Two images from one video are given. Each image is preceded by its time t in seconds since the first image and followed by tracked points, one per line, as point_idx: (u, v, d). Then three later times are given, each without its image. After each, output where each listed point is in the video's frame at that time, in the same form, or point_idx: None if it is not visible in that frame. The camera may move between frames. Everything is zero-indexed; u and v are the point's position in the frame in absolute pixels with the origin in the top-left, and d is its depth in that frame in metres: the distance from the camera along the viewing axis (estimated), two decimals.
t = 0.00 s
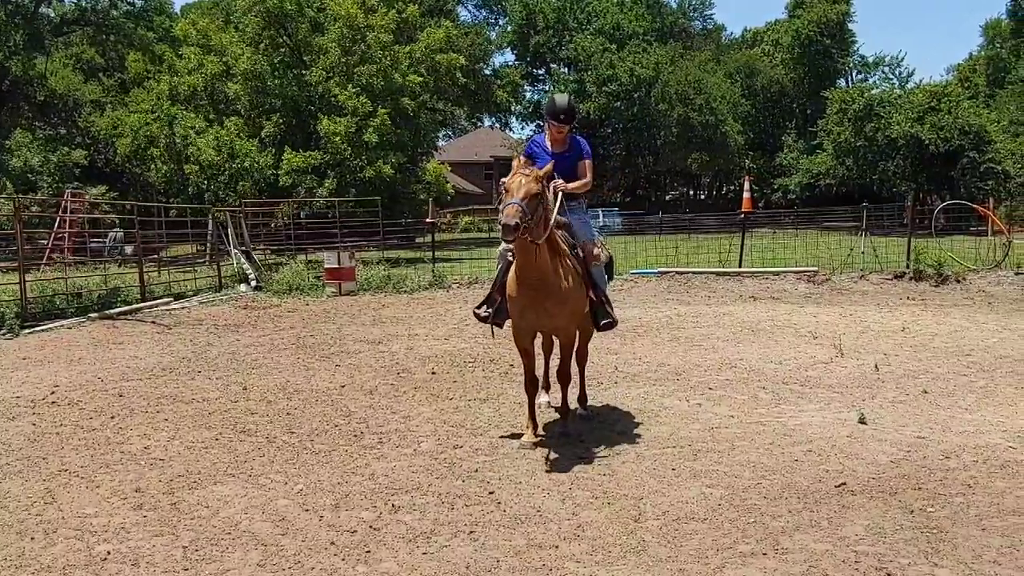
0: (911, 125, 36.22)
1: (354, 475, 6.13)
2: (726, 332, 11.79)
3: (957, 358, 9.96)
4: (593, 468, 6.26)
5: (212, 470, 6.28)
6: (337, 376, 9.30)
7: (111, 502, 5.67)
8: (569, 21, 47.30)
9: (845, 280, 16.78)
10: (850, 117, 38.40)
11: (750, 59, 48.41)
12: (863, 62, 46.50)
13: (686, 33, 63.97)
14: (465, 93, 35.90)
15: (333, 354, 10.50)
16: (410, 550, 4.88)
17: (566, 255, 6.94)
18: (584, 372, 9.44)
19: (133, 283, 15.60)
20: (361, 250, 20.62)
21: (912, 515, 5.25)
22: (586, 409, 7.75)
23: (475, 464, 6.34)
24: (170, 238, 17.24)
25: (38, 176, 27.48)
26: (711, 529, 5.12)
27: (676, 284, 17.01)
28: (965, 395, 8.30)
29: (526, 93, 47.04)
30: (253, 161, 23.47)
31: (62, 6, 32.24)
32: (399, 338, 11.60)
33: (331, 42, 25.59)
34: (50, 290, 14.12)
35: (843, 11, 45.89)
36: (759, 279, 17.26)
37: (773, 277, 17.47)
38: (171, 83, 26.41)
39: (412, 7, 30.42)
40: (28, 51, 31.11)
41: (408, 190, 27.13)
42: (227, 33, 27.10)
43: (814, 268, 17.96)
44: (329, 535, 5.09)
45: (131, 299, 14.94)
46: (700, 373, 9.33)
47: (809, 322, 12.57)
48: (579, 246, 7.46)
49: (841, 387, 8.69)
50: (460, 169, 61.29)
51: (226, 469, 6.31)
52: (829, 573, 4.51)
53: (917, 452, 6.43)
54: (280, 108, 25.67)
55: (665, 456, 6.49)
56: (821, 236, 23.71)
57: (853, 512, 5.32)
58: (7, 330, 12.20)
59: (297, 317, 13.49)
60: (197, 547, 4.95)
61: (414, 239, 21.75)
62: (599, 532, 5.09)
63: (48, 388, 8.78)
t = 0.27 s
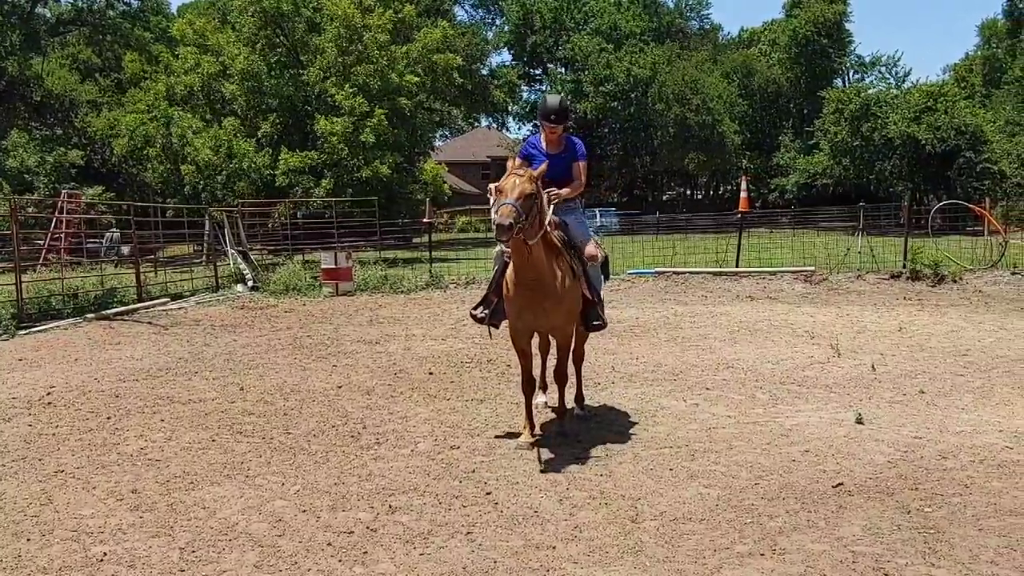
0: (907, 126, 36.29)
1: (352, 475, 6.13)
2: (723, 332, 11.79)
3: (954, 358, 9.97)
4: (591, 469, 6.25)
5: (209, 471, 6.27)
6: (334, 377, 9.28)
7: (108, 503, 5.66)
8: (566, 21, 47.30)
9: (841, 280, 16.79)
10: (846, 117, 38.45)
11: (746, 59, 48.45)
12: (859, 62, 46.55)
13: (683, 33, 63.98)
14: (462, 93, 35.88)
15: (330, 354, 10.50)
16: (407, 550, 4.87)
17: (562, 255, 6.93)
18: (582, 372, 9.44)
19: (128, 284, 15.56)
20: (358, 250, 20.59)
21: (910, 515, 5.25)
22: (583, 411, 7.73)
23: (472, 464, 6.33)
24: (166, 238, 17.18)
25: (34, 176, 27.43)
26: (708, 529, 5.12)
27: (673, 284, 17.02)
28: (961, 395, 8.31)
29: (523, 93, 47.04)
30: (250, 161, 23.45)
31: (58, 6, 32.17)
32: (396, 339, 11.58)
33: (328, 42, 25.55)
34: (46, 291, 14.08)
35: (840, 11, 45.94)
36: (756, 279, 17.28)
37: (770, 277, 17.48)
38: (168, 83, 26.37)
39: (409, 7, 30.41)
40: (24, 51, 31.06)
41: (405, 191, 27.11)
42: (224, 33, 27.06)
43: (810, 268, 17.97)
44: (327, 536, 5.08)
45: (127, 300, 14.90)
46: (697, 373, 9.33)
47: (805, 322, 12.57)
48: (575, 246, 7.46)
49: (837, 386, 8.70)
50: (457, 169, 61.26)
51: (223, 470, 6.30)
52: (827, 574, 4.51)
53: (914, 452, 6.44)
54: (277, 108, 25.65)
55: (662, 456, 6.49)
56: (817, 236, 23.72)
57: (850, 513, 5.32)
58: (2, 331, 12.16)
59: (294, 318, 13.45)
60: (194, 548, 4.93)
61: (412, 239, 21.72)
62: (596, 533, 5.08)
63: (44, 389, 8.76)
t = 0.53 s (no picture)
0: (905, 126, 36.34)
1: (351, 475, 6.13)
2: (722, 332, 11.79)
3: (953, 358, 9.98)
4: (590, 469, 6.25)
5: (208, 472, 6.26)
6: (333, 377, 9.27)
7: (106, 504, 5.64)
8: (564, 21, 47.33)
9: (840, 280, 16.81)
10: (844, 117, 38.50)
11: (745, 59, 48.48)
12: (857, 62, 46.59)
13: (682, 34, 64.00)
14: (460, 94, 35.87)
15: (328, 354, 10.50)
16: (406, 551, 4.87)
17: (561, 255, 6.94)
18: (581, 373, 9.42)
19: (127, 285, 15.53)
20: (356, 250, 20.58)
21: (909, 515, 5.25)
22: (581, 412, 7.70)
23: (471, 464, 6.33)
24: (165, 238, 17.16)
25: (32, 177, 27.40)
26: (707, 529, 5.12)
27: (671, 285, 17.02)
28: (960, 395, 8.32)
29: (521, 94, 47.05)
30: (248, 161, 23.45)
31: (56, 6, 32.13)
32: (395, 339, 11.56)
33: (327, 42, 25.54)
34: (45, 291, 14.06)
35: (838, 12, 46.00)
36: (754, 279, 17.28)
37: (768, 277, 17.49)
38: (166, 83, 26.35)
39: (408, 7, 30.42)
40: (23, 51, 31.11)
41: (403, 191, 27.10)
42: (222, 33, 27.04)
43: (808, 268, 17.99)
44: (326, 536, 5.07)
45: (126, 301, 14.88)
46: (697, 373, 9.33)
47: (804, 322, 12.56)
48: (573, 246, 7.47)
49: (836, 386, 8.70)
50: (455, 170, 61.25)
51: (222, 470, 6.29)
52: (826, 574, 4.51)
53: (913, 452, 6.44)
54: (276, 109, 25.64)
55: (660, 456, 6.49)
56: (816, 236, 23.72)
57: (849, 513, 5.32)
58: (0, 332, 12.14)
59: (292, 318, 13.43)
60: (193, 549, 4.93)
61: (410, 239, 21.70)
62: (596, 533, 5.08)
63: (42, 389, 8.75)
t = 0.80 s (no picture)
0: (903, 126, 36.38)
1: (350, 476, 6.14)
2: (721, 333, 11.79)
3: (951, 359, 9.99)
4: (589, 469, 6.25)
5: (207, 472, 6.26)
6: (331, 378, 9.26)
7: (106, 505, 5.64)
8: (563, 21, 47.35)
9: (838, 280, 16.84)
10: (842, 117, 38.54)
11: (743, 60, 48.52)
12: (855, 62, 46.64)
13: (680, 34, 64.03)
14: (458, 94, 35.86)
15: (327, 355, 10.50)
16: (406, 551, 4.87)
17: (561, 253, 6.93)
18: (580, 374, 9.42)
19: (125, 285, 15.50)
20: (354, 251, 20.56)
21: (908, 516, 5.26)
22: (581, 413, 7.68)
23: (470, 465, 6.33)
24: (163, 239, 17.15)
25: (29, 177, 27.36)
26: (706, 530, 5.12)
27: (670, 285, 17.03)
28: (958, 396, 8.33)
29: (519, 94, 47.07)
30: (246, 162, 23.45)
31: (54, 6, 32.09)
32: (394, 339, 11.55)
33: (325, 42, 25.52)
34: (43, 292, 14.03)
35: (836, 12, 46.03)
36: (753, 280, 17.29)
37: (767, 277, 17.50)
38: (164, 83, 26.33)
39: (406, 8, 30.42)
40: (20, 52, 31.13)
41: (401, 191, 27.09)
42: (221, 33, 27.03)
43: (807, 269, 18.01)
44: (325, 537, 5.07)
45: (124, 301, 14.84)
46: (695, 373, 9.33)
47: (803, 323, 12.57)
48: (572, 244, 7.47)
49: (834, 387, 8.71)
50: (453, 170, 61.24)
51: (221, 471, 6.29)
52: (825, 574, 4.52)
53: (912, 453, 6.46)
54: (274, 109, 25.63)
55: (660, 456, 6.50)
56: (814, 237, 23.73)
57: (848, 513, 5.33)
58: None
59: (291, 319, 13.41)
60: (193, 550, 4.92)
61: (408, 240, 21.68)
62: (595, 534, 5.09)
63: (41, 390, 8.75)
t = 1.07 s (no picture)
0: (902, 127, 36.40)
1: (350, 476, 6.14)
2: (720, 333, 11.79)
3: (950, 359, 10.00)
4: (588, 469, 6.25)
5: (206, 473, 6.26)
6: (331, 378, 9.26)
7: (106, 505, 5.64)
8: (562, 22, 47.37)
9: (837, 281, 16.85)
10: (841, 118, 38.57)
11: (741, 61, 48.54)
12: (854, 63, 46.65)
13: (679, 35, 64.04)
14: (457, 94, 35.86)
15: (327, 355, 10.50)
16: (406, 552, 4.87)
17: (560, 254, 6.95)
18: (580, 374, 9.42)
19: (124, 286, 15.48)
20: (353, 251, 20.55)
21: (908, 516, 5.27)
22: (578, 413, 7.66)
23: (470, 466, 6.33)
24: (162, 240, 17.13)
25: (28, 177, 27.33)
26: (706, 530, 5.12)
27: (669, 286, 17.03)
28: (958, 396, 8.33)
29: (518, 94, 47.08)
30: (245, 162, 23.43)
31: (53, 7, 32.07)
32: (393, 340, 11.54)
33: (324, 42, 25.51)
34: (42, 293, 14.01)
35: (835, 13, 46.06)
36: (752, 280, 17.30)
37: (766, 278, 17.50)
38: (163, 84, 26.32)
39: (405, 8, 30.42)
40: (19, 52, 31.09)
41: (400, 192, 27.08)
42: (220, 33, 27.02)
43: (805, 269, 18.03)
44: (325, 538, 5.07)
45: (123, 302, 14.82)
46: (695, 374, 9.34)
47: (802, 324, 12.57)
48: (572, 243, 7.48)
49: (834, 387, 8.73)
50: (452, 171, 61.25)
51: (220, 471, 6.29)
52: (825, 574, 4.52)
53: (912, 453, 6.46)
54: (273, 109, 25.63)
55: (660, 457, 6.50)
56: (813, 237, 23.73)
57: (848, 514, 5.33)
58: None
59: (290, 319, 13.40)
60: (192, 550, 4.92)
61: (407, 240, 21.67)
62: (595, 534, 5.09)
63: (40, 391, 8.75)
